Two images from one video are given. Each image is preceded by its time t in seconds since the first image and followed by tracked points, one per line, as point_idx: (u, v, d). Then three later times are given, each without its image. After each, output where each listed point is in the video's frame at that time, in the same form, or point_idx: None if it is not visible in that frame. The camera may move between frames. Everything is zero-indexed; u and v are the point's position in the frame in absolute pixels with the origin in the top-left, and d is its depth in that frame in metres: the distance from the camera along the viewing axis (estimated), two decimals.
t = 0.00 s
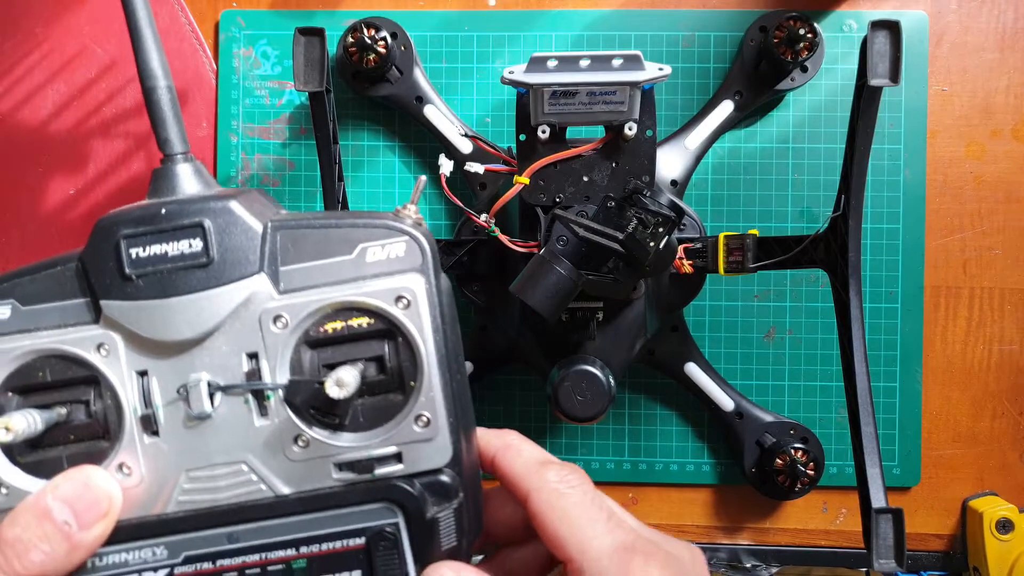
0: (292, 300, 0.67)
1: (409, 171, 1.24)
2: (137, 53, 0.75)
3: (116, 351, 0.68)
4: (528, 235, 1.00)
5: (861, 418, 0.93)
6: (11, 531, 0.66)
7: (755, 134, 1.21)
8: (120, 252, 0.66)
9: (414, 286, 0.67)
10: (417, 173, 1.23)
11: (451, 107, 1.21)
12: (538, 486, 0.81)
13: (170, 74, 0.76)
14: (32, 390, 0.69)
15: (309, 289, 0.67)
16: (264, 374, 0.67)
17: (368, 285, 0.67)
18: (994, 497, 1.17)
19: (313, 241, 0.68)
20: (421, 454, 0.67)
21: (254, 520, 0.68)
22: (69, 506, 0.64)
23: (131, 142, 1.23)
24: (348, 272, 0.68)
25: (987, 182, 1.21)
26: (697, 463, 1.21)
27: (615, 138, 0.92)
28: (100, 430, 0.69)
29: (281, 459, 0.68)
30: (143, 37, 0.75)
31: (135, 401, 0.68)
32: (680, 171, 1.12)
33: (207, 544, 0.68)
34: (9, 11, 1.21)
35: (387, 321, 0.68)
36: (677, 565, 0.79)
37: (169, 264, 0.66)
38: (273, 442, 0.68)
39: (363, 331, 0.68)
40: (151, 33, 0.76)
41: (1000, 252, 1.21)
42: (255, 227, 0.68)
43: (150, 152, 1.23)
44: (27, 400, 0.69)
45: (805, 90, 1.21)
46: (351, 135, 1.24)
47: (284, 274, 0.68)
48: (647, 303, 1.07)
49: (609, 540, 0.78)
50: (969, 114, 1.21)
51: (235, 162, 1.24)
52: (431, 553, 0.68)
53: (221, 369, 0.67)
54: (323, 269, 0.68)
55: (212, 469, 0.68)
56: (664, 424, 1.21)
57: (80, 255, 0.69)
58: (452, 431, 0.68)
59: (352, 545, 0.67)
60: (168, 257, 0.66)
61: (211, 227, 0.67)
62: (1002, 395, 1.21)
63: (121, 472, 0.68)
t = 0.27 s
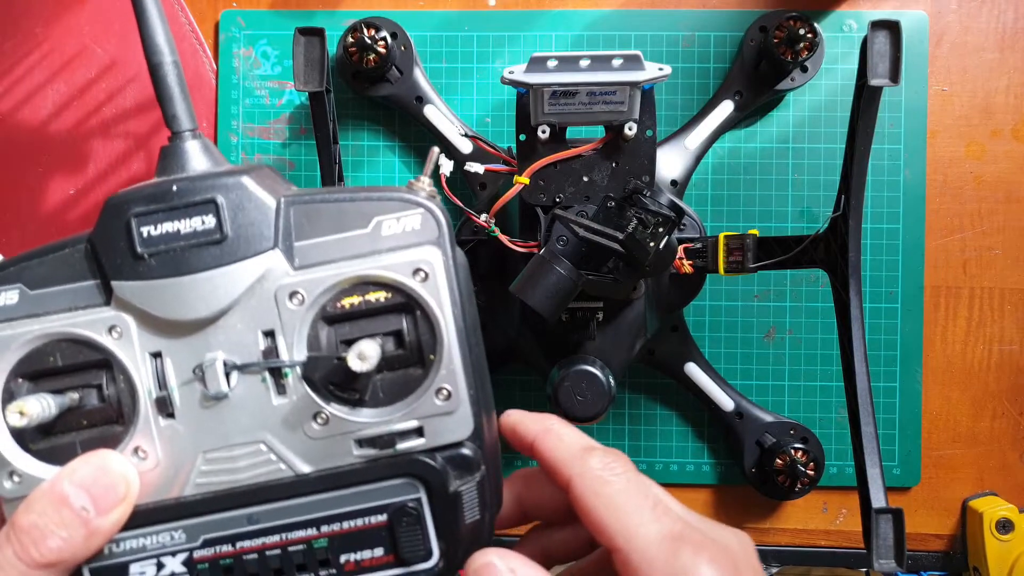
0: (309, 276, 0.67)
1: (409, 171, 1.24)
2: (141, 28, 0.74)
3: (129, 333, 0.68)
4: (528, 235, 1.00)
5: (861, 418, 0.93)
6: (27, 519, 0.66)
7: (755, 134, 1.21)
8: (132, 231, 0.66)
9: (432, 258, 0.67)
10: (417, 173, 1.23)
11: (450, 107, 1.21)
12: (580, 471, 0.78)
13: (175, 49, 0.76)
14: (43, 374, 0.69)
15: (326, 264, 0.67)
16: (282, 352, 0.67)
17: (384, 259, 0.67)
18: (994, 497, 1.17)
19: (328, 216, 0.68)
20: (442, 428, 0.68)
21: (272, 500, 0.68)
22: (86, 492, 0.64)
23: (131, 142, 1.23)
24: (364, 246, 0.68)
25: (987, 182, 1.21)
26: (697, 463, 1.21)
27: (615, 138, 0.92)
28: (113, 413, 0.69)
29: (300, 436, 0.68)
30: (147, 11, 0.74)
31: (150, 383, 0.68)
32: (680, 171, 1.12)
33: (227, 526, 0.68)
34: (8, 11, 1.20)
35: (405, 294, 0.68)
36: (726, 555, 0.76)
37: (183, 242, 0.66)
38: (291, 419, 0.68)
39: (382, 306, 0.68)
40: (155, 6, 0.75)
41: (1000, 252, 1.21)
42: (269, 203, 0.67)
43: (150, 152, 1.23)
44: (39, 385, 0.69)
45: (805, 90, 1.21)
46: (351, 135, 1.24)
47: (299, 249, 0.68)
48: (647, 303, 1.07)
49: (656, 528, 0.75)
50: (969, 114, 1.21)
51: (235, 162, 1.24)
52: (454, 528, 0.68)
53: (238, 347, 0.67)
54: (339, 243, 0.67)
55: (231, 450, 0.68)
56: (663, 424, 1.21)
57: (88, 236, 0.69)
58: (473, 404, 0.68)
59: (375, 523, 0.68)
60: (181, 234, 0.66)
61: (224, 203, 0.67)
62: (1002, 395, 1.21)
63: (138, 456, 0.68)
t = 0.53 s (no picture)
0: (283, 259, 0.70)
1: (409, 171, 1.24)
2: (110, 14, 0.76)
3: (103, 318, 0.71)
4: (528, 235, 1.00)
5: (861, 419, 0.93)
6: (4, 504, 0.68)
7: (755, 134, 1.21)
8: (105, 215, 0.70)
9: (405, 239, 0.71)
10: (417, 173, 1.23)
11: (451, 107, 1.21)
12: (670, 507, 0.69)
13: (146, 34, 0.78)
14: (17, 362, 0.73)
15: (299, 247, 0.71)
16: (257, 335, 0.70)
17: (359, 241, 0.71)
18: (993, 497, 1.17)
19: (301, 201, 0.71)
20: (418, 407, 0.72)
21: (250, 483, 0.71)
22: (63, 477, 0.67)
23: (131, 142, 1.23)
24: (338, 227, 0.71)
25: (987, 182, 1.21)
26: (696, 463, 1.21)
27: (615, 138, 0.91)
28: (90, 399, 0.72)
29: (278, 417, 0.71)
30: None
31: (126, 368, 0.72)
32: (680, 171, 1.12)
33: (207, 509, 0.71)
34: (8, 11, 1.19)
35: (379, 275, 0.72)
36: None
37: (156, 226, 0.69)
38: (269, 399, 0.71)
39: (356, 287, 0.72)
40: None
41: (1000, 252, 1.21)
42: (241, 185, 0.71)
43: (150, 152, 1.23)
44: (14, 372, 0.73)
45: (805, 90, 1.21)
46: (351, 135, 1.24)
47: (272, 233, 0.71)
48: (647, 303, 1.07)
49: None
50: (969, 114, 1.21)
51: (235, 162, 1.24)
52: (432, 503, 0.72)
53: (214, 330, 0.71)
54: (313, 225, 0.71)
55: (209, 433, 0.71)
56: (663, 424, 1.21)
57: (60, 223, 0.73)
58: (448, 381, 0.72)
59: (353, 503, 0.72)
60: (154, 218, 0.70)
61: (196, 185, 0.70)
62: (1002, 396, 1.21)
63: (115, 441, 0.72)
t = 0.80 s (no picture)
0: (275, 265, 0.70)
1: (409, 171, 1.24)
2: (100, 19, 0.77)
3: (93, 324, 0.71)
4: (528, 235, 1.00)
5: (861, 419, 0.93)
6: None
7: (755, 134, 1.21)
8: (95, 221, 0.70)
9: (397, 245, 0.71)
10: (417, 173, 1.23)
11: (451, 107, 1.21)
12: None
13: (135, 37, 0.78)
14: (6, 369, 0.73)
15: (291, 254, 0.71)
16: (249, 342, 0.70)
17: (351, 247, 0.71)
18: (993, 497, 1.17)
19: (292, 208, 0.71)
20: (412, 414, 0.72)
21: (242, 491, 0.72)
22: (53, 487, 0.67)
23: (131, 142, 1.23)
24: (330, 234, 0.71)
25: (987, 182, 1.21)
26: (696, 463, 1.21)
27: (615, 138, 0.91)
28: (80, 407, 0.72)
29: (270, 425, 0.71)
30: None
31: (116, 375, 0.72)
32: (680, 171, 1.12)
33: (198, 518, 0.72)
34: (8, 11, 1.20)
35: (372, 282, 0.72)
36: None
37: (146, 232, 0.70)
38: (262, 407, 0.71)
39: (349, 294, 0.72)
40: None
41: (1000, 252, 1.21)
42: (232, 191, 0.71)
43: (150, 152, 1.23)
44: (3, 380, 0.73)
45: (806, 90, 1.21)
46: (351, 135, 1.24)
47: (264, 239, 0.71)
48: (647, 303, 1.08)
49: None
50: (969, 114, 1.20)
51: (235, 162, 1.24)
52: (424, 512, 0.73)
53: (205, 337, 0.71)
54: (305, 232, 0.71)
55: (201, 440, 0.71)
56: (664, 424, 1.22)
57: (50, 229, 0.73)
58: (441, 389, 0.72)
59: (346, 511, 0.72)
60: (145, 224, 0.70)
61: (187, 192, 0.70)
62: (1002, 396, 1.21)
63: (105, 449, 0.72)
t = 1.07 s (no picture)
0: (275, 274, 0.70)
1: (409, 171, 1.24)
2: (100, 28, 0.77)
3: (94, 333, 0.71)
4: (528, 235, 1.00)
5: (861, 419, 0.93)
6: None
7: (755, 134, 1.21)
8: (96, 231, 0.70)
9: (397, 253, 0.71)
10: (417, 173, 1.23)
11: (451, 107, 1.21)
12: None
13: (135, 47, 0.78)
14: (7, 379, 0.73)
15: (292, 263, 0.71)
16: (249, 350, 0.70)
17: (351, 255, 0.71)
18: (993, 497, 1.17)
19: (293, 217, 0.71)
20: (412, 422, 0.72)
21: (243, 500, 0.71)
22: (52, 497, 0.67)
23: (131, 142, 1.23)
24: (330, 242, 0.71)
25: (987, 182, 1.21)
26: (697, 463, 1.21)
27: (615, 138, 0.91)
28: (81, 416, 0.72)
29: (271, 432, 0.71)
30: (106, 11, 0.76)
31: (117, 384, 0.72)
32: (680, 171, 1.12)
33: (199, 526, 0.72)
34: (8, 11, 1.20)
35: (372, 289, 0.72)
36: None
37: (147, 241, 0.70)
38: (262, 414, 0.71)
39: (349, 302, 0.72)
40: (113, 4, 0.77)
41: (1000, 252, 1.20)
42: (233, 200, 0.71)
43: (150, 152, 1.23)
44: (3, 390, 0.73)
45: (806, 90, 1.21)
46: (351, 135, 1.24)
47: (265, 247, 0.71)
48: (647, 303, 1.08)
49: None
50: (969, 114, 1.20)
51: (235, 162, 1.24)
52: (425, 519, 0.73)
53: (206, 346, 0.71)
54: (305, 240, 0.71)
55: (202, 449, 0.71)
56: (664, 424, 1.22)
57: (51, 238, 0.73)
58: (441, 396, 0.72)
59: (347, 518, 0.72)
60: (146, 233, 0.70)
61: (188, 201, 0.70)
62: (1002, 396, 1.21)
63: (107, 457, 0.72)
